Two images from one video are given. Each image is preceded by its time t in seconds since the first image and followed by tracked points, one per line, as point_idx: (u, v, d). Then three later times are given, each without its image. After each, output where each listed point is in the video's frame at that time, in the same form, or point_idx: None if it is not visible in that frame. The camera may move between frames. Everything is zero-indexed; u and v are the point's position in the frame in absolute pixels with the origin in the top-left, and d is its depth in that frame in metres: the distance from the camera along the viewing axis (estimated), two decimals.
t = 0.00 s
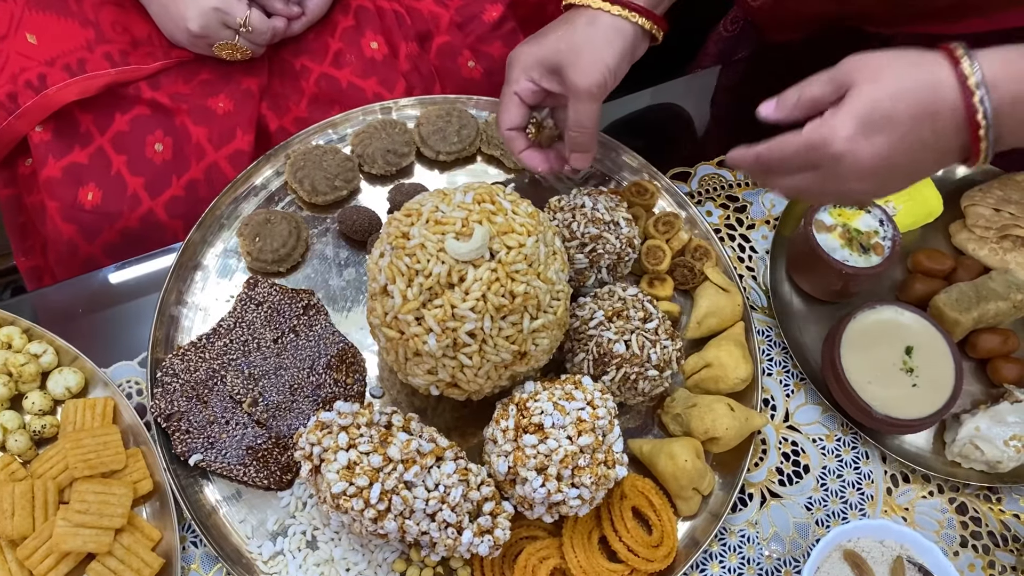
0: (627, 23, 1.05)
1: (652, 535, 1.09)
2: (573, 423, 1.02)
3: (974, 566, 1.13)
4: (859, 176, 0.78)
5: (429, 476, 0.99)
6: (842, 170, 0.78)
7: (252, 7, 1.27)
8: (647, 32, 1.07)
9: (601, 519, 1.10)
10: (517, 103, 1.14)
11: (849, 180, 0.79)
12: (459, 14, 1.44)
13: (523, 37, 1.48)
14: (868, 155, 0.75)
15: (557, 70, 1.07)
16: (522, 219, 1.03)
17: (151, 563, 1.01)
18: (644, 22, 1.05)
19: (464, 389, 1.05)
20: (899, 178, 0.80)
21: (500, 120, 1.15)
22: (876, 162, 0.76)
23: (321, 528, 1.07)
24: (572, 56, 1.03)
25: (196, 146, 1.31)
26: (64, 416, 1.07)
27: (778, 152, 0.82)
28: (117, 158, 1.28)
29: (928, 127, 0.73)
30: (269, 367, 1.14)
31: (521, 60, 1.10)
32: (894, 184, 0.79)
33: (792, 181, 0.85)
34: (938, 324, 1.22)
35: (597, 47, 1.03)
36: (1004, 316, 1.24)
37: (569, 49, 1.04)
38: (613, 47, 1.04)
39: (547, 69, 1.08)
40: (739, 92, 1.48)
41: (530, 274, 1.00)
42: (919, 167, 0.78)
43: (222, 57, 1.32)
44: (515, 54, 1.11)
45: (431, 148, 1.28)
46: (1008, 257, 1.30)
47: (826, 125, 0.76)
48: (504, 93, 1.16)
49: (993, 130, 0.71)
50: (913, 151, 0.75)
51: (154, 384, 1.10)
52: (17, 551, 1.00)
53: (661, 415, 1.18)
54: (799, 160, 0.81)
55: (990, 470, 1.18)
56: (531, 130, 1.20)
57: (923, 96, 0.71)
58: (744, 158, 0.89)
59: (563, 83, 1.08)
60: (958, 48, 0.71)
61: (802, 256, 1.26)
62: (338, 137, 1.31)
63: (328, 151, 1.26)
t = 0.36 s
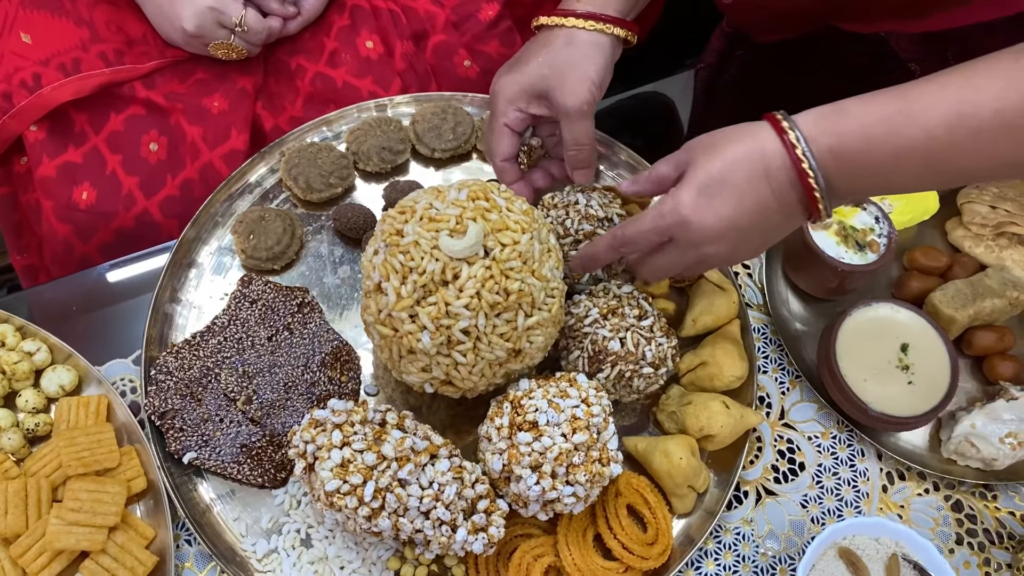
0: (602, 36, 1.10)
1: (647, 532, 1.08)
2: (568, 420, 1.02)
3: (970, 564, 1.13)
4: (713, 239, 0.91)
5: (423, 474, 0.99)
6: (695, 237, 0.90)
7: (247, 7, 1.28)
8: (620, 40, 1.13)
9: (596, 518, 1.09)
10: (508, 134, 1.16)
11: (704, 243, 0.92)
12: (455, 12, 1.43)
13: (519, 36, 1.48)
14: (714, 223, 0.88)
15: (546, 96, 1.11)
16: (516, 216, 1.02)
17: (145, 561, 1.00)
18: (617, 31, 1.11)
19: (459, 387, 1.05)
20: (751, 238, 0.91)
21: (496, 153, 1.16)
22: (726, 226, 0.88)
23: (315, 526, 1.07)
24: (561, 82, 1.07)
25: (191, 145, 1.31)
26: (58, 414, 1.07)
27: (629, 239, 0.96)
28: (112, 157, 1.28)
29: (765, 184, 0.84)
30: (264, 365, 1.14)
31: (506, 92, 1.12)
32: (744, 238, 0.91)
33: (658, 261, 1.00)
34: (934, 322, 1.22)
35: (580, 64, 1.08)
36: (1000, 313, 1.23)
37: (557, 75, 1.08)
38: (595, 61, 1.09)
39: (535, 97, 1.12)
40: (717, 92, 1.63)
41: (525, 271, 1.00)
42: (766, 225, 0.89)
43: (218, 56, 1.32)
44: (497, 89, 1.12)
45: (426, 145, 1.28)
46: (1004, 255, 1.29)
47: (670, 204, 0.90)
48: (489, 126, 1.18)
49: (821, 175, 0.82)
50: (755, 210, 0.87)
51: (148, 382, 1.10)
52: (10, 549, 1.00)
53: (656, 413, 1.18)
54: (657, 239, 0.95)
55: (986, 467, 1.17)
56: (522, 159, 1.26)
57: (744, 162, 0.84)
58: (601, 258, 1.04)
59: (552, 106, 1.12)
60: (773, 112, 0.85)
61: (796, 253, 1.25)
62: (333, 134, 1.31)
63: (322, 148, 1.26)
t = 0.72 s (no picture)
0: (590, 34, 1.11)
1: (639, 526, 1.09)
2: (558, 418, 1.02)
3: (960, 556, 1.13)
4: (684, 203, 0.97)
5: (415, 468, 1.00)
6: (665, 198, 0.97)
7: (243, 2, 1.28)
8: (610, 38, 1.14)
9: (588, 512, 1.10)
10: (500, 133, 1.20)
11: (677, 208, 0.97)
12: (450, 8, 1.43)
13: (514, 32, 1.48)
14: (683, 181, 0.95)
15: (536, 95, 1.14)
16: (509, 210, 1.03)
17: (139, 552, 1.01)
18: (606, 31, 1.12)
19: (452, 379, 1.06)
20: (720, 210, 0.97)
21: (487, 150, 1.20)
22: (693, 185, 0.95)
23: (309, 518, 1.08)
24: (547, 82, 1.10)
25: (186, 140, 1.31)
26: (53, 406, 1.08)
27: (607, 213, 1.04)
28: (107, 152, 1.29)
29: (733, 151, 0.93)
30: (258, 359, 1.15)
31: (498, 93, 1.17)
32: (713, 206, 0.96)
33: (632, 241, 1.04)
34: (926, 316, 1.22)
35: (567, 65, 1.10)
36: (991, 308, 1.24)
37: (542, 75, 1.11)
38: (583, 61, 1.10)
39: (525, 96, 1.15)
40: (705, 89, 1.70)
41: (518, 265, 1.00)
42: (734, 194, 0.96)
43: (213, 52, 1.32)
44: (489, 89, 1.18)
45: (421, 140, 1.28)
46: (996, 250, 1.30)
47: (647, 169, 0.98)
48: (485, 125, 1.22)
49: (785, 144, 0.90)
50: (723, 173, 0.94)
51: (143, 375, 1.10)
52: (5, 540, 1.00)
53: (649, 406, 1.18)
54: (634, 210, 1.02)
55: (977, 460, 1.18)
56: (518, 159, 1.26)
57: (716, 136, 0.94)
58: (587, 244, 1.11)
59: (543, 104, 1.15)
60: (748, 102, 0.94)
61: (788, 247, 1.26)
62: (328, 129, 1.31)
63: (317, 144, 1.27)
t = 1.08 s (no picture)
0: (566, 20, 1.14)
1: (637, 516, 1.10)
2: (559, 413, 1.03)
3: (957, 545, 1.14)
4: (687, 192, 0.99)
5: (414, 458, 1.00)
6: (669, 184, 0.99)
7: None
8: (592, 23, 1.17)
9: (587, 504, 1.10)
10: (492, 130, 1.20)
11: (681, 197, 0.99)
12: (450, 2, 1.45)
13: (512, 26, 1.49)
14: (688, 168, 0.97)
15: (522, 89, 1.15)
16: (508, 201, 1.04)
17: (142, 540, 1.02)
18: (582, 14, 1.15)
19: (448, 368, 1.06)
20: (721, 203, 0.99)
21: (483, 150, 1.21)
22: (697, 174, 0.97)
23: (310, 507, 1.08)
24: (531, 72, 1.11)
25: (188, 132, 1.32)
26: (56, 395, 1.09)
27: (614, 198, 1.04)
28: (109, 144, 1.30)
29: (738, 147, 0.95)
30: (259, 349, 1.16)
31: (486, 91, 1.18)
32: (714, 198, 0.99)
33: (634, 229, 1.05)
34: (923, 308, 1.23)
35: (547, 52, 1.12)
36: (987, 299, 1.25)
37: (525, 66, 1.12)
38: (562, 47, 1.12)
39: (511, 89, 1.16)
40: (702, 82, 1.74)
41: (515, 256, 1.01)
42: (736, 189, 0.98)
43: (214, 45, 1.33)
44: (479, 88, 1.20)
45: (421, 133, 1.29)
46: (992, 242, 1.31)
47: (655, 152, 1.00)
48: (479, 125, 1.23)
49: (789, 146, 0.91)
50: (726, 165, 0.96)
51: (145, 364, 1.11)
52: (8, 528, 1.01)
53: (647, 396, 1.19)
54: (641, 192, 1.02)
55: (973, 451, 1.19)
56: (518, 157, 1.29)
57: (724, 128, 0.96)
58: (594, 229, 1.11)
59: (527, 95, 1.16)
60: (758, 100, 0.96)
61: (787, 239, 1.27)
62: (329, 122, 1.32)
63: (319, 136, 1.27)
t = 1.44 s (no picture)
0: (554, 12, 1.14)
1: (637, 506, 1.09)
2: (557, 402, 1.02)
3: (957, 535, 1.14)
4: (707, 184, 0.98)
5: (412, 446, 0.99)
6: (692, 175, 0.97)
7: None
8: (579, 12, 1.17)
9: (586, 494, 1.10)
10: (491, 124, 1.19)
11: (699, 189, 0.98)
12: None
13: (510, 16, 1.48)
14: (710, 162, 0.97)
15: (515, 82, 1.14)
16: (507, 189, 1.04)
17: (139, 529, 1.01)
18: (570, 5, 1.15)
19: (444, 357, 1.06)
20: (738, 201, 0.98)
21: (488, 143, 1.19)
22: (719, 167, 0.96)
23: (308, 496, 1.08)
24: (523, 66, 1.11)
25: (185, 122, 1.31)
26: (52, 384, 1.08)
27: (635, 179, 1.00)
28: (107, 135, 1.29)
29: (761, 146, 0.95)
30: (257, 338, 1.15)
31: (475, 86, 1.17)
32: (733, 196, 0.98)
33: (646, 218, 1.03)
34: (923, 297, 1.22)
35: (538, 44, 1.11)
36: (987, 289, 1.24)
37: (517, 59, 1.11)
38: (552, 39, 1.12)
39: (503, 83, 1.15)
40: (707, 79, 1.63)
41: (513, 244, 1.01)
42: (755, 190, 0.97)
43: (211, 35, 1.32)
44: (467, 84, 1.18)
45: (419, 124, 1.29)
46: (992, 232, 1.30)
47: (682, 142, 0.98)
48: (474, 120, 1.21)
49: (812, 153, 0.92)
50: (748, 163, 0.95)
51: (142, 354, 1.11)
52: (5, 517, 1.01)
53: (646, 386, 1.19)
54: (663, 181, 0.99)
55: (973, 440, 1.18)
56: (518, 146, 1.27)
57: (751, 128, 0.95)
58: (605, 212, 1.07)
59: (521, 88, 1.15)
60: (783, 107, 0.96)
61: (787, 229, 1.26)
62: (327, 112, 1.32)
63: (316, 126, 1.27)
